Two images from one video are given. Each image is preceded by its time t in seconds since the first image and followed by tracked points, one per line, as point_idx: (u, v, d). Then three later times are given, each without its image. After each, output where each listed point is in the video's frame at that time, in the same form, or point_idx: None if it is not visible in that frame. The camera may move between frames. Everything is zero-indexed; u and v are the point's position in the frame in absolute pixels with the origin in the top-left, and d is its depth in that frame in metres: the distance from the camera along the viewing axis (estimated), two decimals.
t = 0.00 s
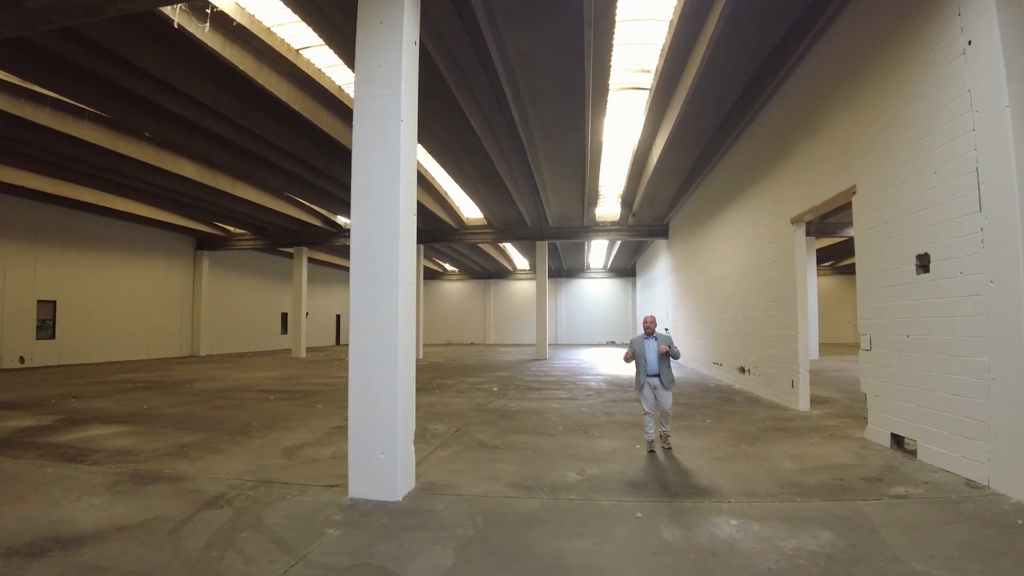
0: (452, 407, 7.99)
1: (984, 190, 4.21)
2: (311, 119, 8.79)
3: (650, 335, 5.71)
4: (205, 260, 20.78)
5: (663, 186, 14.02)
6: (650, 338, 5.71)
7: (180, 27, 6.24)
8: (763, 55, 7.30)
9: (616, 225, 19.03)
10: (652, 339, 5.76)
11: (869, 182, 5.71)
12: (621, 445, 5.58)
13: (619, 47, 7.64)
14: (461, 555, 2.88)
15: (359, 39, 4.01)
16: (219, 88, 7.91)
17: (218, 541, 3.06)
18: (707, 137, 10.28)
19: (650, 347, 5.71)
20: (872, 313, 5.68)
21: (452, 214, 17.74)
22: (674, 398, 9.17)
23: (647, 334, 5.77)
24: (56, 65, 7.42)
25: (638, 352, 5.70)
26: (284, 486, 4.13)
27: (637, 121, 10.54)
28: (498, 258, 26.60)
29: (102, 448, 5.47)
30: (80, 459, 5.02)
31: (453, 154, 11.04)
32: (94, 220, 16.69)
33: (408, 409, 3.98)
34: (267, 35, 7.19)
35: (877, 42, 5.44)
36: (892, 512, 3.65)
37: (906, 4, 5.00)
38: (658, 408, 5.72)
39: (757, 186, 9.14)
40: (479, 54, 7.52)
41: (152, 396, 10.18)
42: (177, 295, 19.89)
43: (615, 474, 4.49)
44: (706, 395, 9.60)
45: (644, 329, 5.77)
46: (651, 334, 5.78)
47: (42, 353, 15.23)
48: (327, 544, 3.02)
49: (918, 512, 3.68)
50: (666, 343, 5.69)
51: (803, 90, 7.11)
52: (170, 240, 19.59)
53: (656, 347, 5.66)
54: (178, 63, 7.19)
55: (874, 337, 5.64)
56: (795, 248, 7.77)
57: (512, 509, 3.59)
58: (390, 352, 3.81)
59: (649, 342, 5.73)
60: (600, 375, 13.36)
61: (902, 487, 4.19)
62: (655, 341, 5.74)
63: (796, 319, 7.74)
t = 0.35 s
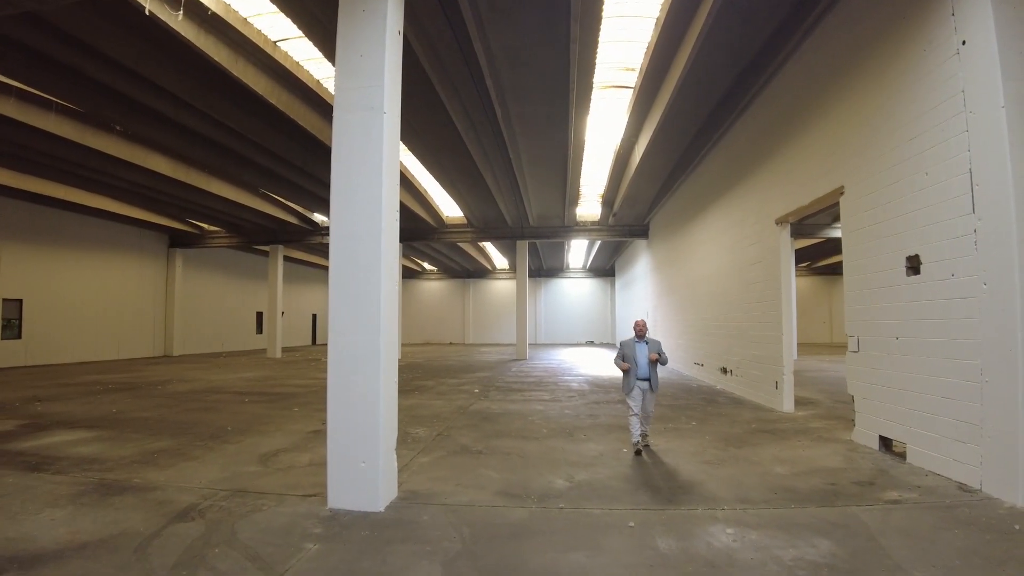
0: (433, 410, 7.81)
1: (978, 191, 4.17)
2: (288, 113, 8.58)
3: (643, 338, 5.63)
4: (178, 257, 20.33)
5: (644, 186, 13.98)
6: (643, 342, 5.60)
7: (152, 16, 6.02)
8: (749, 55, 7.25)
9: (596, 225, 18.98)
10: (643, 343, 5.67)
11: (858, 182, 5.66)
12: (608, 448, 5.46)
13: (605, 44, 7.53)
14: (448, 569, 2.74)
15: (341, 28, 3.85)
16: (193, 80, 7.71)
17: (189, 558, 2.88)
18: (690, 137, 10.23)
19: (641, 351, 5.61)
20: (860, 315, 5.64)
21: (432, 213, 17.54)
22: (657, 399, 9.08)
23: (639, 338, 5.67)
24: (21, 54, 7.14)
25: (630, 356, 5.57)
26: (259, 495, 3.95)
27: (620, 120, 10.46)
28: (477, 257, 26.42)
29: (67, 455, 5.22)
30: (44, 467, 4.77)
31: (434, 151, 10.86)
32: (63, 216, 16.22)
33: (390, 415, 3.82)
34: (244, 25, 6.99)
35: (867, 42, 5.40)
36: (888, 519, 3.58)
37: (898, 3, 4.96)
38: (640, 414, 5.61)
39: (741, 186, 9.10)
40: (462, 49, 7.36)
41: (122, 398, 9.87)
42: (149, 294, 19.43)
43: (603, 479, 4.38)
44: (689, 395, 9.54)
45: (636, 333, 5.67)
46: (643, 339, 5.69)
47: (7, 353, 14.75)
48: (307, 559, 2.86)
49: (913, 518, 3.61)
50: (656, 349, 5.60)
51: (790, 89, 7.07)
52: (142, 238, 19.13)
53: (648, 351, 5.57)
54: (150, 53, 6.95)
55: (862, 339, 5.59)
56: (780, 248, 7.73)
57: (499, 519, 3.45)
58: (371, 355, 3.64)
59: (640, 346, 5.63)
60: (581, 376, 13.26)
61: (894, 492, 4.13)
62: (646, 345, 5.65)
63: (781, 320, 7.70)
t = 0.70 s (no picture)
0: (416, 411, 7.63)
1: (973, 188, 4.10)
2: (266, 107, 8.35)
3: (637, 336, 5.60)
4: (154, 256, 19.90)
5: (628, 185, 13.88)
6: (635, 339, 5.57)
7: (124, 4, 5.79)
8: (735, 52, 7.18)
9: (579, 224, 18.89)
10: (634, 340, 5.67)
11: (849, 180, 5.59)
12: (595, 450, 5.32)
13: (590, 39, 7.41)
14: None
15: (320, 14, 3.68)
16: (167, 72, 7.47)
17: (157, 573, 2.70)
18: (675, 135, 10.15)
19: (633, 347, 5.58)
20: (851, 314, 5.56)
21: (414, 211, 17.32)
22: (642, 399, 8.98)
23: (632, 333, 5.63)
24: None
25: (623, 352, 5.53)
26: (233, 502, 3.76)
27: (604, 118, 10.36)
28: (459, 256, 26.22)
29: (31, 461, 4.98)
30: (6, 474, 4.53)
31: (416, 147, 10.67)
32: (34, 213, 15.77)
33: (371, 419, 3.65)
34: (221, 15, 6.78)
35: (858, 38, 5.34)
36: (886, 522, 3.49)
37: None
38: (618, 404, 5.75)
39: (726, 184, 9.03)
40: (445, 43, 7.20)
41: (94, 400, 9.56)
42: (124, 293, 19.00)
43: (593, 481, 4.24)
44: (674, 395, 9.45)
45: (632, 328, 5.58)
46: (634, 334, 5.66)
47: None
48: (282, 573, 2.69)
49: (911, 521, 3.52)
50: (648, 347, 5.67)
51: (778, 86, 7.00)
52: (116, 236, 18.69)
53: (641, 350, 5.59)
54: (121, 43, 6.71)
55: (853, 338, 5.52)
56: (767, 247, 7.66)
57: (486, 526, 3.30)
58: (350, 356, 3.47)
59: (634, 344, 5.60)
60: (564, 375, 13.14)
61: (890, 493, 4.04)
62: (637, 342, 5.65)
63: (768, 320, 7.63)
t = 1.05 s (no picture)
0: (399, 414, 7.41)
1: (975, 182, 3.98)
2: (244, 99, 8.10)
3: (625, 335, 5.73)
4: (132, 254, 19.48)
5: (614, 183, 13.74)
6: (623, 338, 5.73)
7: None
8: (726, 45, 7.05)
9: (565, 223, 18.74)
10: (622, 340, 5.79)
11: (843, 175, 5.45)
12: (585, 453, 5.15)
13: (578, 31, 7.24)
14: None
15: None
16: (143, 63, 7.21)
17: None
18: (663, 132, 10.02)
19: (622, 345, 5.73)
20: (845, 312, 5.44)
21: (398, 208, 17.06)
22: (630, 400, 8.82)
23: (620, 333, 5.77)
24: None
25: (613, 350, 5.65)
26: (204, 513, 3.53)
27: (591, 113, 10.20)
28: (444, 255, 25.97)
29: None
30: None
31: (399, 143, 10.45)
32: (7, 209, 15.32)
33: (349, 423, 3.45)
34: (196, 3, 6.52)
35: (853, 31, 5.21)
36: (890, 529, 3.34)
37: None
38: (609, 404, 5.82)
39: (715, 180, 8.89)
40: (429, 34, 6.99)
41: (65, 403, 9.23)
42: (101, 292, 18.57)
43: (584, 487, 4.07)
44: (663, 395, 9.31)
45: (619, 328, 5.72)
46: (621, 334, 5.79)
47: None
48: None
49: (916, 527, 3.38)
50: (636, 345, 5.78)
51: (769, 81, 6.88)
52: (93, 233, 18.24)
53: (629, 348, 5.73)
54: (91, 30, 6.43)
55: (848, 337, 5.39)
56: (757, 245, 7.53)
57: (473, 538, 3.10)
58: (326, 357, 3.27)
59: (622, 342, 5.74)
60: (550, 375, 12.96)
61: (891, 497, 3.91)
62: (625, 341, 5.78)
63: (758, 318, 7.50)
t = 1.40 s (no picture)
0: (383, 418, 7.21)
1: (978, 180, 3.86)
2: (224, 94, 7.86)
3: (607, 336, 5.55)
4: (112, 253, 19.08)
5: (602, 182, 13.61)
6: (607, 338, 5.56)
7: None
8: (718, 41, 6.93)
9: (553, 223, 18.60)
10: (606, 340, 5.61)
11: (840, 172, 5.33)
12: (575, 459, 4.99)
13: (568, 26, 7.07)
14: None
15: None
16: (119, 55, 6.96)
17: None
18: (653, 130, 9.89)
19: (606, 347, 5.56)
20: (841, 313, 5.32)
21: (383, 207, 16.83)
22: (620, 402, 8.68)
23: (603, 334, 5.59)
24: None
25: (596, 352, 5.49)
26: (175, 528, 3.33)
27: (580, 111, 10.04)
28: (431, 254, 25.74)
29: None
30: None
31: (384, 139, 10.23)
32: None
33: (328, 431, 3.26)
34: None
35: (851, 26, 5.09)
36: (896, 540, 3.21)
37: None
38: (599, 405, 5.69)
39: (706, 180, 8.78)
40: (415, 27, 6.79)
41: (38, 407, 8.93)
42: (79, 292, 18.17)
43: (576, 496, 3.90)
44: (653, 397, 9.16)
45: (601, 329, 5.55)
46: (605, 335, 5.61)
47: None
48: None
49: (923, 538, 3.25)
50: (621, 344, 5.58)
51: (763, 77, 6.76)
52: (70, 232, 17.83)
53: (614, 348, 5.54)
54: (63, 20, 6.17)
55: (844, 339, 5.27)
56: (749, 245, 7.41)
57: (460, 554, 2.93)
58: (304, 362, 3.08)
59: (605, 343, 5.56)
60: (538, 377, 12.80)
61: (893, 505, 3.78)
62: (610, 342, 5.59)
63: (750, 319, 7.38)
